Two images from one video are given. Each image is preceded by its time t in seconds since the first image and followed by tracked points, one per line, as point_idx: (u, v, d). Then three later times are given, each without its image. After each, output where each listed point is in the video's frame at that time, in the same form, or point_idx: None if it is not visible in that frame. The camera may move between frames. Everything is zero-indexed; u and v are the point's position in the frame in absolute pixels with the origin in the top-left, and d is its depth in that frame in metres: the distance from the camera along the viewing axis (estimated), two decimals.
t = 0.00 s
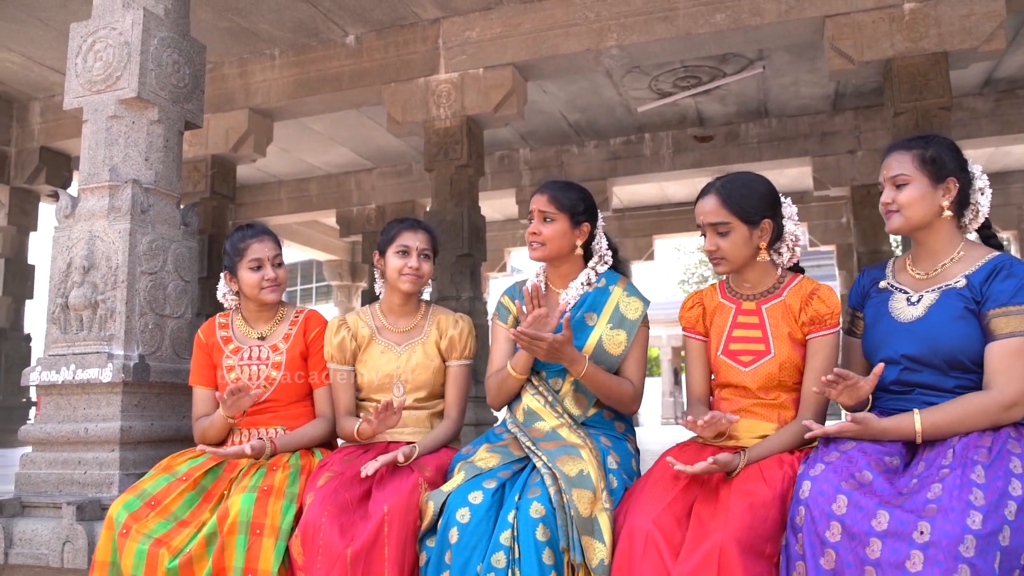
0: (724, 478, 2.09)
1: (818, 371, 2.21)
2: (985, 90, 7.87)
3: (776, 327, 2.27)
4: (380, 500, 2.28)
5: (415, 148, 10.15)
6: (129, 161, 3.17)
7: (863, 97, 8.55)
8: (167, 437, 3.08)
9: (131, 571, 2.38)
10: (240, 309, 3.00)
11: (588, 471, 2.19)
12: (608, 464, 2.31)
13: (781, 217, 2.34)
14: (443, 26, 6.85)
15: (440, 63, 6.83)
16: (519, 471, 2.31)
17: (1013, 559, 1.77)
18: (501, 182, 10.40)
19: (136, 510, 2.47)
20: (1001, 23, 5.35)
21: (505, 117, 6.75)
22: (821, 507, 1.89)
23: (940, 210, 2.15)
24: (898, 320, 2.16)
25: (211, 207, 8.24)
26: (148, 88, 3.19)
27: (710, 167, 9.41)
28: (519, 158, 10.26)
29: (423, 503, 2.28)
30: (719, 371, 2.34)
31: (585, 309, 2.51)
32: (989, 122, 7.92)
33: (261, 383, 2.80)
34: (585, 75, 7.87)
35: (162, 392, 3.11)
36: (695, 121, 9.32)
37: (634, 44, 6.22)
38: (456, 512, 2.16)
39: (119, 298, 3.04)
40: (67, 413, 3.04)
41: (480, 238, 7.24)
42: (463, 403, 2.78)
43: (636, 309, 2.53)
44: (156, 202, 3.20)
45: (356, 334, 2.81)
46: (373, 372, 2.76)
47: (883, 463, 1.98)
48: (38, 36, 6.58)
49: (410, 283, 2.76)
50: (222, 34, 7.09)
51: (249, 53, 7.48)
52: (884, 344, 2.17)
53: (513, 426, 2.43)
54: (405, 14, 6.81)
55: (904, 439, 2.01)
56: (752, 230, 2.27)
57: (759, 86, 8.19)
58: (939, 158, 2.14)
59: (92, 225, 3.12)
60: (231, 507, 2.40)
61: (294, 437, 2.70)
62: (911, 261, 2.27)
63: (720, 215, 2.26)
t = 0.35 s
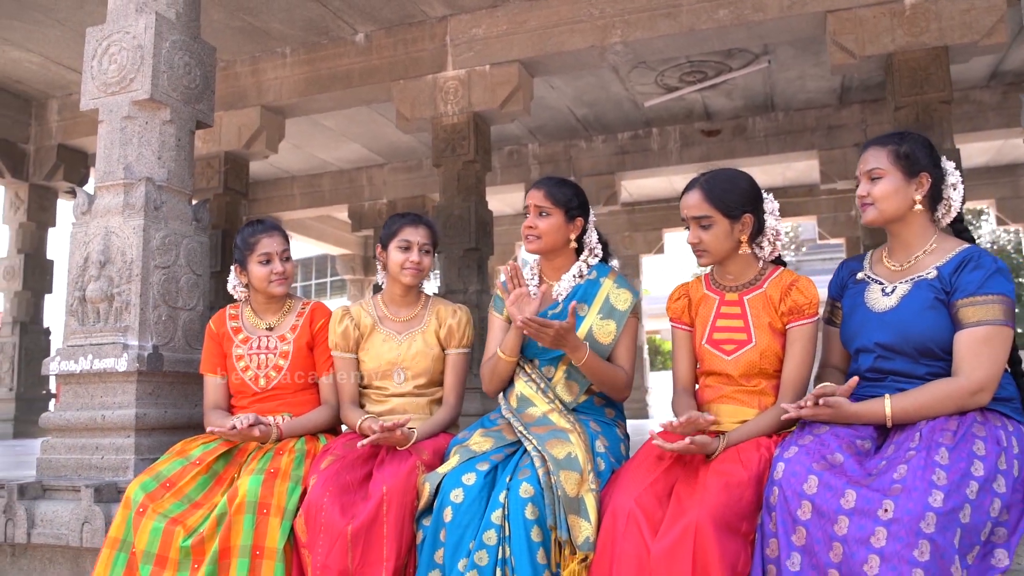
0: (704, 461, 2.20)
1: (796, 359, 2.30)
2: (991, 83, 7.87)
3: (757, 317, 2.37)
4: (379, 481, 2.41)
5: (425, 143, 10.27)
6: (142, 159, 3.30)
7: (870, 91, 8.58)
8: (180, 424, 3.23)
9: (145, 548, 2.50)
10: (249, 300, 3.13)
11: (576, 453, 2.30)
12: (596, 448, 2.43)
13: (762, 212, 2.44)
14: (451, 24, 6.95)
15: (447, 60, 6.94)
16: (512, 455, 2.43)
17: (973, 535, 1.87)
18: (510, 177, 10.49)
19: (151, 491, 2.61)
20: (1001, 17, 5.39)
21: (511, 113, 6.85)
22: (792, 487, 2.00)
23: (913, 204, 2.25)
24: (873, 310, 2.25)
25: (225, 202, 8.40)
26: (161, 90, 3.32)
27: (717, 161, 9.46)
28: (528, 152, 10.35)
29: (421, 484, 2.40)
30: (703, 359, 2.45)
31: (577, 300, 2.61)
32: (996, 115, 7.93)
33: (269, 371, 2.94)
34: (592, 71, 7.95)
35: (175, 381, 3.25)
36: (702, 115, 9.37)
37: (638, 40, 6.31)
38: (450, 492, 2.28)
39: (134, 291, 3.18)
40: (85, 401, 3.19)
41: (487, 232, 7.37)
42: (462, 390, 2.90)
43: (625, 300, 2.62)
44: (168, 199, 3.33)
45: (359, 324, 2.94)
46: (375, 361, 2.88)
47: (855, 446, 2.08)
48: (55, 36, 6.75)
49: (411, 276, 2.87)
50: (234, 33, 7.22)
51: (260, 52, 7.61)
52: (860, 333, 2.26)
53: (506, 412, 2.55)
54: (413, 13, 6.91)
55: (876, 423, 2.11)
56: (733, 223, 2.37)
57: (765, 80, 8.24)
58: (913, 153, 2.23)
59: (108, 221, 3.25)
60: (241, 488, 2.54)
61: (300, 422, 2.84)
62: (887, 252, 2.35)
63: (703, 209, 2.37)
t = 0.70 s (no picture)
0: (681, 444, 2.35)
1: (771, 347, 2.44)
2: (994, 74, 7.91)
3: (734, 307, 2.51)
4: (379, 462, 2.57)
5: (433, 137, 10.41)
6: (156, 159, 3.46)
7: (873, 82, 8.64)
8: (194, 410, 3.40)
9: (161, 528, 2.67)
10: (258, 292, 3.28)
11: (562, 436, 2.45)
12: (582, 431, 2.57)
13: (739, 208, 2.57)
14: (456, 21, 7.08)
15: (453, 57, 7.07)
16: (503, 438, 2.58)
17: (928, 511, 1.99)
18: (518, 170, 10.59)
19: (165, 474, 2.78)
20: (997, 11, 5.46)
21: (516, 108, 6.98)
22: (761, 467, 2.14)
23: (881, 200, 2.38)
24: (843, 300, 2.39)
25: (237, 196, 8.59)
26: (174, 92, 3.48)
27: (722, 153, 9.55)
28: (536, 145, 10.46)
29: (418, 466, 2.56)
30: (684, 348, 2.58)
31: (565, 292, 2.76)
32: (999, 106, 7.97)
33: (277, 360, 3.10)
34: (597, 65, 8.06)
35: (189, 369, 3.42)
36: (707, 108, 9.45)
37: (639, 36, 6.43)
38: (444, 472, 2.43)
39: (149, 284, 3.35)
40: (104, 388, 3.37)
41: (492, 225, 7.52)
42: (459, 378, 3.05)
43: (611, 291, 2.77)
44: (181, 196, 3.50)
45: (362, 315, 3.09)
46: (377, 349, 3.04)
47: (822, 428, 2.22)
48: (71, 36, 6.94)
49: (411, 270, 3.01)
50: (245, 31, 7.38)
51: (271, 49, 7.76)
52: (831, 323, 2.40)
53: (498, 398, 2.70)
54: (419, 10, 7.04)
55: (842, 407, 2.25)
56: (711, 218, 2.51)
57: (768, 73, 8.32)
58: (879, 152, 2.37)
59: (125, 218, 3.42)
60: (249, 469, 2.71)
61: (306, 408, 3.01)
62: (858, 246, 2.48)
63: (683, 205, 2.50)
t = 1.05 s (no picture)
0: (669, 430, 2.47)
1: (756, 339, 2.55)
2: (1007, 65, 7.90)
3: (722, 301, 2.61)
4: (383, 448, 2.72)
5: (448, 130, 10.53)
6: (174, 158, 3.61)
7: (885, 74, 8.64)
8: (211, 398, 3.56)
9: (179, 506, 2.83)
10: (270, 286, 3.43)
11: (556, 423, 2.59)
12: (576, 419, 2.70)
13: (727, 206, 2.68)
14: (468, 17, 7.17)
15: (465, 52, 7.17)
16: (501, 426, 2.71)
17: (899, 495, 2.09)
18: (532, 162, 10.66)
19: (183, 457, 2.94)
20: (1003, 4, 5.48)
21: (526, 102, 7.07)
22: (741, 453, 2.25)
23: (862, 199, 2.47)
24: (825, 295, 2.49)
25: (255, 190, 8.78)
26: (190, 94, 3.63)
27: (734, 144, 9.57)
28: (549, 138, 10.53)
29: (420, 452, 2.71)
30: (674, 340, 2.69)
31: (561, 286, 2.88)
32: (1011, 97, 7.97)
33: (289, 351, 3.25)
34: (608, 59, 8.13)
35: (206, 359, 3.58)
36: (720, 99, 9.48)
37: (648, 31, 6.51)
38: (444, 458, 2.56)
39: (168, 279, 3.50)
40: (126, 378, 3.54)
41: (504, 217, 7.65)
42: (462, 368, 3.19)
43: (606, 284, 2.90)
44: (198, 194, 3.65)
45: (369, 308, 3.23)
46: (383, 341, 3.18)
47: (801, 417, 2.32)
48: (94, 35, 7.13)
49: (415, 265, 3.13)
50: (261, 29, 7.52)
51: (287, 45, 7.90)
52: (814, 316, 2.50)
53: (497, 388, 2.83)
54: (432, 6, 7.15)
55: (821, 397, 2.36)
56: (698, 215, 2.62)
57: (779, 65, 8.36)
58: (857, 154, 2.46)
59: (144, 215, 3.58)
60: (262, 454, 2.86)
61: (316, 397, 3.15)
62: (841, 243, 2.57)
63: (672, 202, 2.62)
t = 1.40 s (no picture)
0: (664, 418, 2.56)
1: (751, 330, 2.62)
2: None
3: (718, 294, 2.69)
4: (392, 435, 2.84)
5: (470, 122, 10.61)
6: (195, 158, 3.76)
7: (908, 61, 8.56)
8: (232, 389, 3.71)
9: (200, 493, 2.98)
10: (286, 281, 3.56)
11: (556, 412, 2.68)
12: (577, 408, 2.79)
13: (722, 202, 2.75)
14: (486, 11, 7.23)
15: (483, 47, 7.22)
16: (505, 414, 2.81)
17: (883, 482, 2.16)
18: (554, 153, 10.67)
19: (205, 445, 3.09)
20: None
21: (544, 96, 7.11)
22: (731, 441, 2.33)
23: (851, 194, 2.54)
24: (818, 287, 2.55)
25: (280, 184, 8.96)
26: (209, 96, 3.77)
27: (755, 134, 9.52)
28: (571, 129, 10.55)
29: (427, 440, 2.82)
30: (673, 332, 2.77)
31: (563, 281, 2.97)
32: None
33: (304, 343, 3.38)
34: (627, 51, 8.12)
35: (227, 351, 3.73)
36: (740, 89, 9.44)
37: (664, 23, 6.54)
38: (449, 445, 2.68)
39: (190, 274, 3.65)
40: (152, 370, 3.71)
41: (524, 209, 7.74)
42: (471, 358, 3.29)
43: (606, 278, 2.98)
44: (218, 192, 3.79)
45: (381, 302, 3.34)
46: (395, 333, 3.30)
47: (792, 406, 2.39)
48: (122, 35, 7.32)
49: (424, 261, 3.24)
50: (284, 26, 7.64)
51: (309, 42, 8.01)
52: (807, 308, 2.56)
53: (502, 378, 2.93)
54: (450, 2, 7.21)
55: (811, 386, 2.42)
56: (695, 211, 2.69)
57: (799, 54, 8.32)
58: (843, 151, 2.52)
59: (167, 213, 3.73)
60: (279, 442, 3.00)
61: (331, 387, 3.29)
62: (834, 237, 2.64)
63: (668, 199, 2.69)
